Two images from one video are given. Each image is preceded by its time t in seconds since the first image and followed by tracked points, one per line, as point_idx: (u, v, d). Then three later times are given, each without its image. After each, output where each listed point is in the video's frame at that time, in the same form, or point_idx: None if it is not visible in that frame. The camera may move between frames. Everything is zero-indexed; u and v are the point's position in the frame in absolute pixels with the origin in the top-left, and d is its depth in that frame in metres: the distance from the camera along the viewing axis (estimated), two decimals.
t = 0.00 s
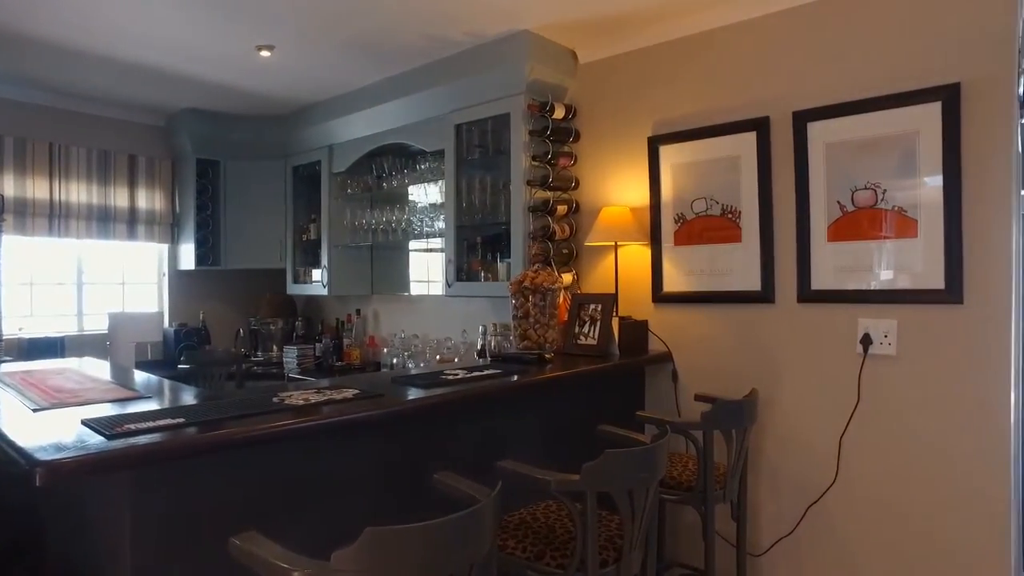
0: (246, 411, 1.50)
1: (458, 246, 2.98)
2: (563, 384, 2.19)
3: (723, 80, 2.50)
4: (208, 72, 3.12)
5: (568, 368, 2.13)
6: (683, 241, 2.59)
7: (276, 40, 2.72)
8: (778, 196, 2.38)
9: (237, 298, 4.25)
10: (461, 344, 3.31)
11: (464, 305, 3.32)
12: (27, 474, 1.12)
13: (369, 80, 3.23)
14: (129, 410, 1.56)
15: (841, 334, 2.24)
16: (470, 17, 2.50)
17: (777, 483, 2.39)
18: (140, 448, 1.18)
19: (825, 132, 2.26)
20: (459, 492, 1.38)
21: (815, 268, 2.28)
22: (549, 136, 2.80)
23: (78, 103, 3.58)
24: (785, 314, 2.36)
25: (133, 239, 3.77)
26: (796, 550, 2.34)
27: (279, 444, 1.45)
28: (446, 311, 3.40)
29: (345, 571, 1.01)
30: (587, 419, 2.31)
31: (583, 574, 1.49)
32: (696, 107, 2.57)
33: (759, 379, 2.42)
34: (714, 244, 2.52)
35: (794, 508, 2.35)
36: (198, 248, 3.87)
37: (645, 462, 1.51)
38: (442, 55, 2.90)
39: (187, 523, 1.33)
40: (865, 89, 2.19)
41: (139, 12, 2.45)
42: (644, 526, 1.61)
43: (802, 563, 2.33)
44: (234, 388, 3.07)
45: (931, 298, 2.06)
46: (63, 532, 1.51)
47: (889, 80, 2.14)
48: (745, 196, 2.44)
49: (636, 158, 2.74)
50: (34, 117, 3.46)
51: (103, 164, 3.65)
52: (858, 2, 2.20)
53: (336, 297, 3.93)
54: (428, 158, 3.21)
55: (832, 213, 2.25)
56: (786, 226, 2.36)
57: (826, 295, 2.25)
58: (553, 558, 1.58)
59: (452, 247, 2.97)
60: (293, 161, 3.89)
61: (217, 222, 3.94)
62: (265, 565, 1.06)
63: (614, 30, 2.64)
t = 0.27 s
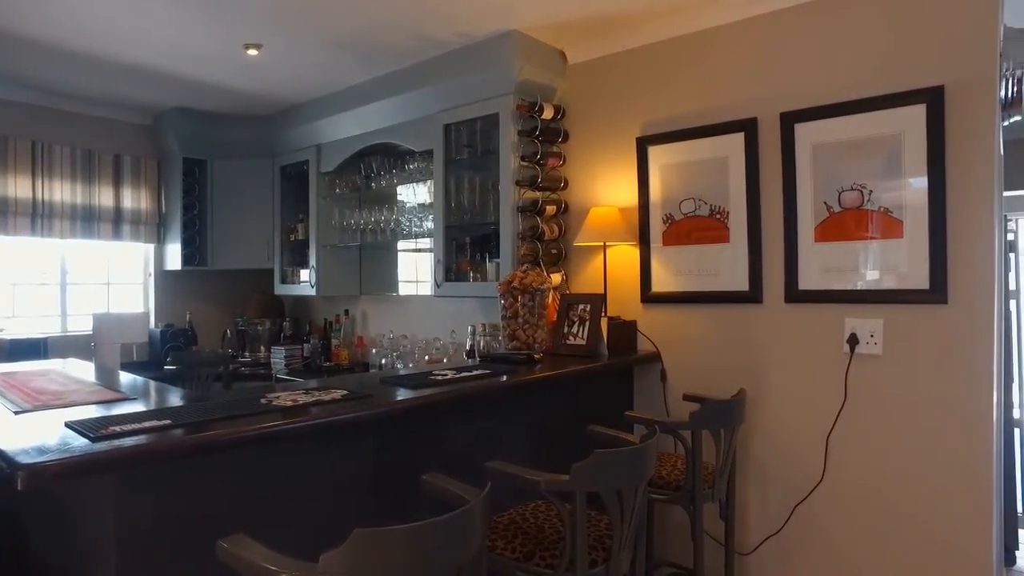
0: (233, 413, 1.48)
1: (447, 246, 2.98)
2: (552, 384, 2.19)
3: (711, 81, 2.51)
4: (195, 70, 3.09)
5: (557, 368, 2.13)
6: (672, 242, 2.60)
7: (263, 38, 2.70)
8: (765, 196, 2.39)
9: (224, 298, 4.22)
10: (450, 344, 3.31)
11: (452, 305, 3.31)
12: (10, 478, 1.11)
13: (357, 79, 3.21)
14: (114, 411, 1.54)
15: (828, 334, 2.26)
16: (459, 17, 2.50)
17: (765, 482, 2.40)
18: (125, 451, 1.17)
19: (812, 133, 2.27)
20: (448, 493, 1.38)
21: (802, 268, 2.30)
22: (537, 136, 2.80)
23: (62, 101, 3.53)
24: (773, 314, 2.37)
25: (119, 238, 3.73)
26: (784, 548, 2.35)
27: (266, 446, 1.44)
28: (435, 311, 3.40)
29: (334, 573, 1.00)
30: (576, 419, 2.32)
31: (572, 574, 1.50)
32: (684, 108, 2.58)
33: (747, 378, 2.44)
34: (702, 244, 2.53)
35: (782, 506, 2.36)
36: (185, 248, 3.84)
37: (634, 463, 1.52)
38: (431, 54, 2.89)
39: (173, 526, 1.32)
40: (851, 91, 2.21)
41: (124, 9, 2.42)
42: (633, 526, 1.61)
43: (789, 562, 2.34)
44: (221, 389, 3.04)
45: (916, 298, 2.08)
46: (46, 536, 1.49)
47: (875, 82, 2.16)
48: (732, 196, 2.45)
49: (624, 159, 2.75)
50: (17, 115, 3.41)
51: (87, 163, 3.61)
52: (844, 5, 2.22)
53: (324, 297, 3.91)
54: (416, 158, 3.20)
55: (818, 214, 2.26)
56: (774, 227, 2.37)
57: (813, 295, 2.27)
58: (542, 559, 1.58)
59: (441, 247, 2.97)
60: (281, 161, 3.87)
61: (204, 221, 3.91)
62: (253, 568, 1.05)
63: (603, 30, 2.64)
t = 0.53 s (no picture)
0: (220, 414, 1.47)
1: (436, 246, 2.97)
2: (542, 384, 2.19)
3: (699, 82, 2.53)
4: (182, 69, 3.07)
5: (546, 368, 2.13)
6: (660, 242, 2.61)
7: (251, 37, 2.69)
8: (753, 197, 2.40)
9: (211, 298, 4.18)
10: (439, 345, 3.30)
11: (441, 306, 3.31)
12: None
13: (346, 79, 3.20)
14: (99, 413, 1.52)
15: (815, 334, 2.28)
16: (448, 16, 2.49)
17: (754, 481, 2.41)
18: (111, 453, 1.16)
19: (799, 134, 2.29)
20: (437, 494, 1.37)
21: (790, 268, 2.31)
22: (527, 136, 2.80)
23: (46, 99, 3.49)
24: (761, 313, 2.39)
25: (103, 238, 3.69)
26: (772, 547, 2.37)
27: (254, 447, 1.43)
28: (424, 311, 3.39)
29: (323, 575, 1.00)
30: (566, 419, 2.32)
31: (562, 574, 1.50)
32: (673, 109, 2.59)
33: (735, 378, 2.45)
34: (691, 244, 2.54)
35: (770, 505, 2.38)
36: (171, 248, 3.80)
37: (624, 462, 1.52)
38: (419, 54, 2.88)
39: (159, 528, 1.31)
40: (837, 93, 2.22)
41: (109, 5, 2.40)
42: (622, 526, 1.61)
43: (777, 560, 2.36)
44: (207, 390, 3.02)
45: (902, 297, 2.10)
46: (30, 539, 1.47)
47: (861, 84, 2.18)
48: (721, 197, 2.47)
49: (613, 159, 2.76)
50: None
51: (71, 162, 3.56)
52: (831, 7, 2.23)
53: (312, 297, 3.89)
54: (405, 158, 3.19)
55: (806, 214, 2.28)
56: (761, 227, 2.38)
57: (800, 294, 2.28)
58: (532, 559, 1.58)
59: (430, 247, 2.96)
60: (268, 161, 3.84)
61: (190, 221, 3.87)
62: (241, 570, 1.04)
63: (591, 30, 2.65)
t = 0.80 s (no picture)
0: (207, 415, 1.46)
1: (425, 246, 2.97)
2: (531, 384, 2.20)
3: (687, 83, 2.54)
4: (168, 67, 3.05)
5: (535, 368, 2.14)
6: (649, 242, 2.62)
7: (238, 36, 2.67)
8: (742, 197, 2.42)
9: (198, 298, 4.16)
10: (428, 345, 3.30)
11: (430, 306, 3.31)
12: None
13: (334, 78, 3.19)
14: (85, 415, 1.51)
15: (802, 334, 2.29)
16: (437, 16, 2.50)
17: (743, 479, 2.43)
18: (97, 455, 1.15)
19: (786, 135, 2.31)
20: (427, 494, 1.37)
21: (777, 268, 2.33)
22: (516, 137, 2.80)
23: (31, 97, 3.45)
24: (748, 313, 2.40)
25: (89, 238, 3.65)
26: (761, 545, 2.38)
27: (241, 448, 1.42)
28: (413, 311, 3.39)
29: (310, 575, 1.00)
30: (555, 419, 2.32)
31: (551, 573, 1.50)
32: (662, 110, 2.60)
33: (723, 378, 2.46)
34: (679, 245, 2.55)
35: (758, 503, 2.39)
36: (159, 248, 3.77)
37: (613, 462, 1.53)
38: (408, 54, 2.88)
39: (145, 531, 1.30)
40: (824, 95, 2.24)
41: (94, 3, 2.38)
42: (611, 525, 1.62)
43: (765, 558, 2.37)
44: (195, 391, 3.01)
45: (887, 297, 2.12)
46: (14, 542, 1.46)
47: (847, 86, 2.20)
48: (709, 198, 2.48)
49: (602, 160, 2.77)
50: None
51: (56, 161, 3.52)
52: (817, 9, 2.25)
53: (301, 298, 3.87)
54: (394, 158, 3.18)
55: (793, 215, 2.30)
56: (750, 227, 2.40)
57: (788, 294, 2.30)
58: (521, 559, 1.58)
59: (419, 247, 2.96)
60: (257, 161, 3.83)
61: (178, 221, 3.85)
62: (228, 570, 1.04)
63: (580, 31, 2.65)
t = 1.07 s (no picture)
0: (192, 417, 1.46)
1: (412, 247, 2.96)
2: (519, 385, 2.20)
3: (674, 85, 2.55)
4: (153, 67, 3.02)
5: (523, 368, 2.14)
6: (636, 243, 2.64)
7: (224, 35, 2.66)
8: (727, 199, 2.44)
9: (184, 299, 4.13)
10: (416, 345, 3.30)
11: (418, 306, 3.31)
12: None
13: (322, 78, 3.18)
14: (67, 417, 1.50)
15: (787, 334, 2.31)
16: (424, 18, 2.50)
17: (729, 478, 2.45)
18: (81, 457, 1.14)
19: (771, 137, 2.33)
20: (414, 495, 1.37)
21: (763, 269, 2.35)
22: (503, 137, 2.80)
23: (13, 96, 3.41)
24: (734, 314, 2.42)
25: (73, 238, 3.61)
26: (747, 544, 2.40)
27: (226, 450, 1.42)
28: (400, 311, 3.39)
29: None
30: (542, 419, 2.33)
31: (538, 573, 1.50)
32: (648, 112, 2.62)
33: (709, 378, 2.48)
34: (666, 246, 2.57)
35: (744, 502, 2.41)
36: (143, 248, 3.73)
37: (599, 462, 1.53)
38: (396, 54, 2.88)
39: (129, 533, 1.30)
40: (808, 98, 2.27)
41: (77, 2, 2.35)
42: (598, 525, 1.62)
43: (751, 556, 2.39)
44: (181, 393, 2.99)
45: (870, 298, 2.14)
46: None
47: (830, 89, 2.22)
48: (695, 199, 2.49)
49: (590, 161, 2.78)
50: None
51: (39, 160, 3.47)
52: (802, 13, 2.28)
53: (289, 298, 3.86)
54: (382, 158, 3.17)
55: (778, 216, 2.32)
56: (736, 228, 2.42)
57: (773, 295, 2.32)
58: (509, 559, 1.58)
59: (407, 247, 2.95)
60: (243, 160, 3.80)
61: (163, 221, 3.81)
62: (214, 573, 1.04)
63: (567, 33, 2.66)
